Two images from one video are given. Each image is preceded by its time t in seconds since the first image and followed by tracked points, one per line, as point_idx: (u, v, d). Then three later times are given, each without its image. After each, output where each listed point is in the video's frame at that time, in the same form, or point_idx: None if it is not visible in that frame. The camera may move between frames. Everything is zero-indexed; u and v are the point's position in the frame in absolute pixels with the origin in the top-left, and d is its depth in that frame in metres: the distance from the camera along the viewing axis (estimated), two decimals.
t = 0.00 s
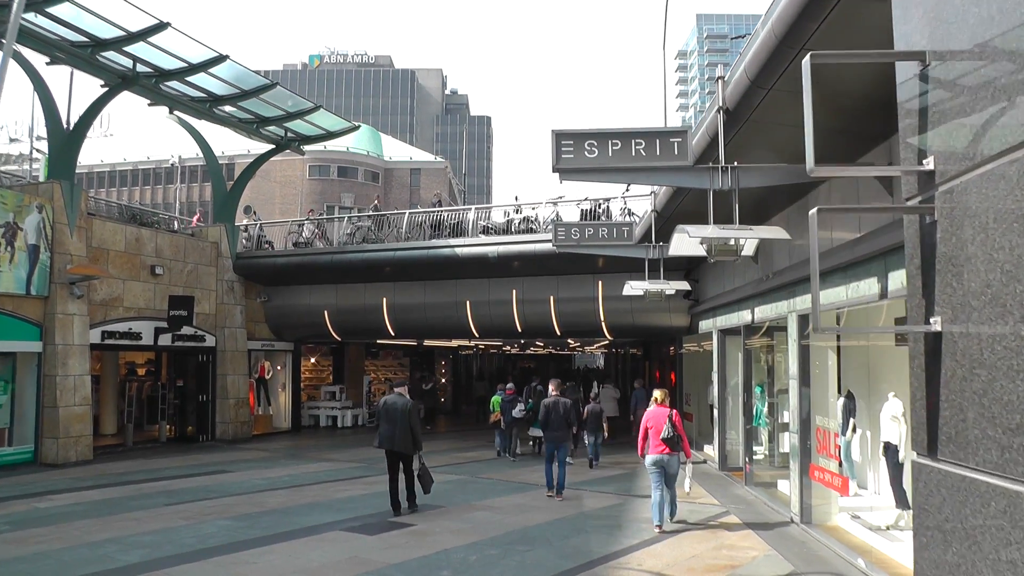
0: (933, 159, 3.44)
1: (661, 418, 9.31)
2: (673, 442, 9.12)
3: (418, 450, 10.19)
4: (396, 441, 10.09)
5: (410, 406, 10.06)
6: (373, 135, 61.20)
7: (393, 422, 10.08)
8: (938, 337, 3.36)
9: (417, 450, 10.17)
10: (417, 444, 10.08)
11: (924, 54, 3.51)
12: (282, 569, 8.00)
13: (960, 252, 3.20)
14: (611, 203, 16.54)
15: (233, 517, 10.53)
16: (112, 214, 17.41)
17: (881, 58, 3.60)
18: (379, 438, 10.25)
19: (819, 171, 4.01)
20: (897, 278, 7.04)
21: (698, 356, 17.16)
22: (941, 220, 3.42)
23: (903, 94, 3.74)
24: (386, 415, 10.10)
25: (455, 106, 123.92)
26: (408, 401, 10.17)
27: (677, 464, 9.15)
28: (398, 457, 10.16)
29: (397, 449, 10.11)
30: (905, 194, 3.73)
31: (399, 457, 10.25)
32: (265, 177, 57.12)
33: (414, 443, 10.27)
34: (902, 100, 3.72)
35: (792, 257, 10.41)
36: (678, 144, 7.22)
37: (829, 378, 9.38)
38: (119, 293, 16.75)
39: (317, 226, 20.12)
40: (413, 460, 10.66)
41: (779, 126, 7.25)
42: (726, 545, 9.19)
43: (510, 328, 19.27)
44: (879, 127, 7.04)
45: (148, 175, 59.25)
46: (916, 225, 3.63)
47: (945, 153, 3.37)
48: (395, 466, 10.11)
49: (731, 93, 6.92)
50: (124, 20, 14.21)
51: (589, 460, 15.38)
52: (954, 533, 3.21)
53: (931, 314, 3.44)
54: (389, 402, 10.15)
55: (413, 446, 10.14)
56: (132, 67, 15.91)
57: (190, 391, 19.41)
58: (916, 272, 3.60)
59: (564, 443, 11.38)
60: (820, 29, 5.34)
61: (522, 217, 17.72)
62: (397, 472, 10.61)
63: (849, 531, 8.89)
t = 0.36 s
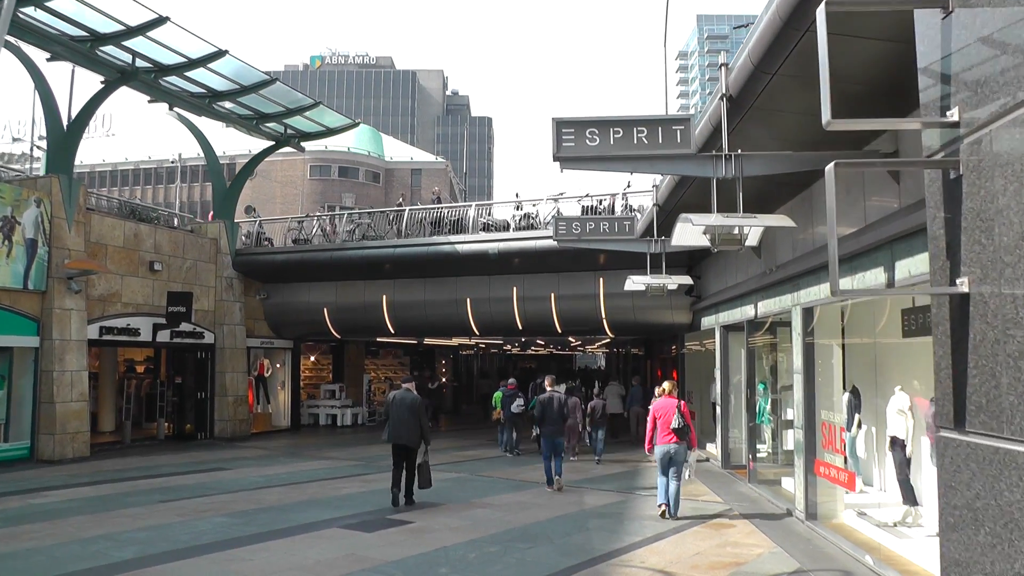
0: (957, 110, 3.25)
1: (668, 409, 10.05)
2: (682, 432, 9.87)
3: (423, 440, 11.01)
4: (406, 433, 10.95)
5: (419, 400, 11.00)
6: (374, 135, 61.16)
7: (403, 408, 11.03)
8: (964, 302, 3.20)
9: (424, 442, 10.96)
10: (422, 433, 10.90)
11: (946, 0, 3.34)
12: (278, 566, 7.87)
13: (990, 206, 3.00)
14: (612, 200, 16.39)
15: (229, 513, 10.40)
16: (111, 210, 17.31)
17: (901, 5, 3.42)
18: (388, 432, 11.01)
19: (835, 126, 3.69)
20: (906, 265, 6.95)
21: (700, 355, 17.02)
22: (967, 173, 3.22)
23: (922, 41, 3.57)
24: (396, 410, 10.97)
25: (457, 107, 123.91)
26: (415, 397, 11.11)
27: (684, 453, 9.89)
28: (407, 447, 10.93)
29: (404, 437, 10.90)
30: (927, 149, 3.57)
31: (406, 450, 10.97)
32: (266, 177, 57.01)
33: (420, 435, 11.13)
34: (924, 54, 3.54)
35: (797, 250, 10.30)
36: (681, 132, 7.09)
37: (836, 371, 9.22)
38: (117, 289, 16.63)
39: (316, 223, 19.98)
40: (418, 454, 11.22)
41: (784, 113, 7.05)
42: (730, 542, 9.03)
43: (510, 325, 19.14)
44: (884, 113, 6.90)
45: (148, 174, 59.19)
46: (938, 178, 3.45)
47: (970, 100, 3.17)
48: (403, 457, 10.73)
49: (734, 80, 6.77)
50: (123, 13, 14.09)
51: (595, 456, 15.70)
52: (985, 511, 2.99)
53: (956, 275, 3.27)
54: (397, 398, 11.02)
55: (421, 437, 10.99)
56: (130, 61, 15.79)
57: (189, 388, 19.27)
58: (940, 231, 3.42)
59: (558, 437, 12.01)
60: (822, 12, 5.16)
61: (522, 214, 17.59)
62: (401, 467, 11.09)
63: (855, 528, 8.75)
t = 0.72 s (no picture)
0: (988, 55, 3.19)
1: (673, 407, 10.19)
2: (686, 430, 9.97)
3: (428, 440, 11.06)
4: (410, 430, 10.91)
5: (423, 396, 10.96)
6: (376, 137, 61.11)
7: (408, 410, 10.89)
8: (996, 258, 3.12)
9: (429, 438, 10.94)
10: (428, 435, 10.94)
11: None
12: (274, 564, 7.73)
13: None
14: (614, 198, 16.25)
15: (226, 511, 10.27)
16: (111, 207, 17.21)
17: None
18: (393, 428, 10.97)
19: (855, 74, 3.64)
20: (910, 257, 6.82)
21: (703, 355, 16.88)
22: (999, 121, 3.14)
23: None
24: (400, 407, 10.92)
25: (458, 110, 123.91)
26: (419, 393, 11.08)
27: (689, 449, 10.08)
28: (413, 444, 10.89)
29: (410, 440, 10.84)
30: (953, 96, 3.47)
31: (413, 445, 10.95)
32: (268, 178, 56.86)
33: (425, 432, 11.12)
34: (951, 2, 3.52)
35: (801, 245, 10.19)
36: (684, 120, 6.93)
37: (841, 366, 9.09)
38: (116, 287, 16.54)
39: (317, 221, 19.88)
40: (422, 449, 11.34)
41: (792, 103, 6.93)
42: (734, 541, 8.90)
43: (511, 324, 19.02)
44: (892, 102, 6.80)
45: (150, 176, 59.02)
46: (964, 129, 3.37)
47: (1003, 44, 3.09)
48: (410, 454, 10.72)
49: (739, 68, 6.65)
50: (123, 9, 14.00)
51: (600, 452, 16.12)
52: (1021, 485, 2.89)
53: (985, 232, 3.20)
54: (401, 395, 10.97)
55: (426, 434, 10.96)
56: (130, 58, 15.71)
57: (188, 387, 19.16)
58: (966, 189, 3.34)
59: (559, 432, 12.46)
60: None
61: (523, 212, 17.47)
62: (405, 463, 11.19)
63: (861, 527, 8.62)
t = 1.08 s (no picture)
0: None
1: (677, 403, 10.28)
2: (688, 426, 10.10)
3: (429, 435, 10.93)
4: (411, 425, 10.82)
5: (424, 392, 10.82)
6: (378, 139, 61.09)
7: (408, 406, 10.76)
8: None
9: (429, 434, 10.83)
10: (428, 430, 10.80)
11: None
12: (268, 560, 7.60)
13: None
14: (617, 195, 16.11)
15: (222, 508, 10.14)
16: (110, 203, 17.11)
17: None
18: (393, 422, 10.89)
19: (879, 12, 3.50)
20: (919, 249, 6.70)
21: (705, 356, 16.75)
22: None
23: None
24: (401, 401, 10.82)
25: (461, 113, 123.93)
26: (421, 388, 10.95)
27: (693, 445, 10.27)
28: (413, 439, 10.81)
29: (410, 435, 10.75)
30: (985, 42, 3.37)
31: (413, 440, 10.87)
32: (269, 179, 56.81)
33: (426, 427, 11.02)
34: None
35: (806, 241, 10.05)
36: (689, 110, 6.83)
37: (845, 361, 8.97)
38: (115, 283, 16.43)
39: (317, 218, 19.75)
40: (424, 443, 11.28)
41: (799, 93, 6.81)
42: (738, 540, 8.77)
43: (512, 323, 18.88)
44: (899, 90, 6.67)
45: (152, 176, 58.98)
46: (993, 74, 3.27)
47: None
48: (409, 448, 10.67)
49: (744, 56, 6.53)
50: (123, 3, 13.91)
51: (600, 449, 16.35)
52: None
53: (1022, 183, 3.12)
54: (403, 389, 10.86)
55: (426, 430, 10.84)
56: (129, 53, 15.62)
57: (187, 385, 19.05)
58: (1000, 138, 3.22)
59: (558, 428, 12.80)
60: None
61: (525, 210, 17.34)
62: (408, 460, 11.12)
63: (867, 527, 8.47)
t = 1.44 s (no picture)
0: None
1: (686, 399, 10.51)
2: (696, 421, 10.47)
3: (434, 433, 10.80)
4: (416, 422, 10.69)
5: (431, 390, 10.68)
6: (380, 140, 61.03)
7: (411, 408, 10.61)
8: None
9: (434, 432, 10.70)
10: (433, 428, 10.68)
11: None
12: (261, 556, 7.45)
13: None
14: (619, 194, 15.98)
15: (217, 504, 10.01)
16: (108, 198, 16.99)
17: None
18: (398, 420, 10.75)
19: None
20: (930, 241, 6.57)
21: (707, 357, 16.62)
22: None
23: None
24: (406, 398, 10.69)
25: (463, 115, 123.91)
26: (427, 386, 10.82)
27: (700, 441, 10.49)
28: (419, 437, 10.67)
29: (415, 432, 10.62)
30: None
31: (419, 438, 10.74)
32: (270, 178, 56.71)
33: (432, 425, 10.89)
34: None
35: (810, 238, 9.93)
36: (694, 99, 6.66)
37: (850, 359, 8.83)
38: (112, 278, 16.30)
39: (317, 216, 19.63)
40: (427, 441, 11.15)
41: (806, 83, 6.66)
42: (740, 540, 8.62)
43: (512, 323, 18.75)
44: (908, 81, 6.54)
45: (153, 176, 58.91)
46: None
47: None
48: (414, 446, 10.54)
49: (749, 45, 6.39)
50: None
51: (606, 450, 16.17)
52: None
53: None
54: (409, 386, 10.73)
55: (431, 428, 10.71)
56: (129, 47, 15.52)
57: (184, 382, 18.94)
58: None
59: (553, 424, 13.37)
60: None
61: (526, 209, 17.19)
62: (410, 458, 10.98)
63: (871, 527, 8.34)
